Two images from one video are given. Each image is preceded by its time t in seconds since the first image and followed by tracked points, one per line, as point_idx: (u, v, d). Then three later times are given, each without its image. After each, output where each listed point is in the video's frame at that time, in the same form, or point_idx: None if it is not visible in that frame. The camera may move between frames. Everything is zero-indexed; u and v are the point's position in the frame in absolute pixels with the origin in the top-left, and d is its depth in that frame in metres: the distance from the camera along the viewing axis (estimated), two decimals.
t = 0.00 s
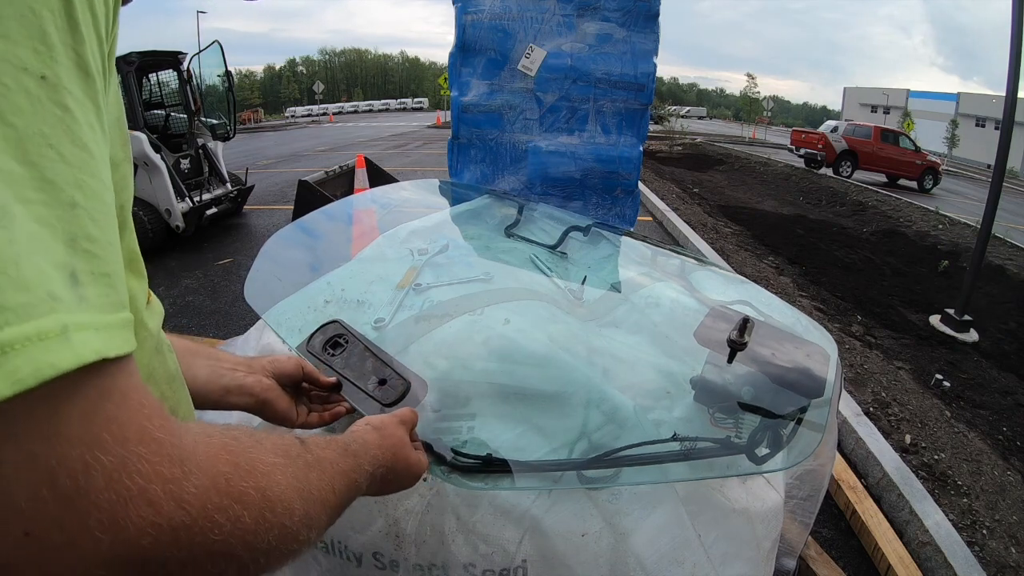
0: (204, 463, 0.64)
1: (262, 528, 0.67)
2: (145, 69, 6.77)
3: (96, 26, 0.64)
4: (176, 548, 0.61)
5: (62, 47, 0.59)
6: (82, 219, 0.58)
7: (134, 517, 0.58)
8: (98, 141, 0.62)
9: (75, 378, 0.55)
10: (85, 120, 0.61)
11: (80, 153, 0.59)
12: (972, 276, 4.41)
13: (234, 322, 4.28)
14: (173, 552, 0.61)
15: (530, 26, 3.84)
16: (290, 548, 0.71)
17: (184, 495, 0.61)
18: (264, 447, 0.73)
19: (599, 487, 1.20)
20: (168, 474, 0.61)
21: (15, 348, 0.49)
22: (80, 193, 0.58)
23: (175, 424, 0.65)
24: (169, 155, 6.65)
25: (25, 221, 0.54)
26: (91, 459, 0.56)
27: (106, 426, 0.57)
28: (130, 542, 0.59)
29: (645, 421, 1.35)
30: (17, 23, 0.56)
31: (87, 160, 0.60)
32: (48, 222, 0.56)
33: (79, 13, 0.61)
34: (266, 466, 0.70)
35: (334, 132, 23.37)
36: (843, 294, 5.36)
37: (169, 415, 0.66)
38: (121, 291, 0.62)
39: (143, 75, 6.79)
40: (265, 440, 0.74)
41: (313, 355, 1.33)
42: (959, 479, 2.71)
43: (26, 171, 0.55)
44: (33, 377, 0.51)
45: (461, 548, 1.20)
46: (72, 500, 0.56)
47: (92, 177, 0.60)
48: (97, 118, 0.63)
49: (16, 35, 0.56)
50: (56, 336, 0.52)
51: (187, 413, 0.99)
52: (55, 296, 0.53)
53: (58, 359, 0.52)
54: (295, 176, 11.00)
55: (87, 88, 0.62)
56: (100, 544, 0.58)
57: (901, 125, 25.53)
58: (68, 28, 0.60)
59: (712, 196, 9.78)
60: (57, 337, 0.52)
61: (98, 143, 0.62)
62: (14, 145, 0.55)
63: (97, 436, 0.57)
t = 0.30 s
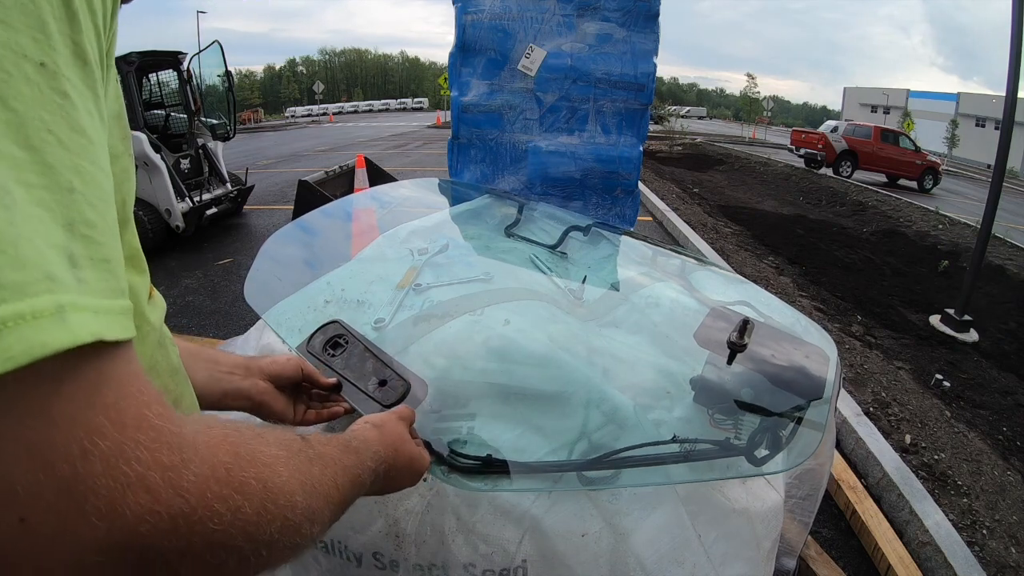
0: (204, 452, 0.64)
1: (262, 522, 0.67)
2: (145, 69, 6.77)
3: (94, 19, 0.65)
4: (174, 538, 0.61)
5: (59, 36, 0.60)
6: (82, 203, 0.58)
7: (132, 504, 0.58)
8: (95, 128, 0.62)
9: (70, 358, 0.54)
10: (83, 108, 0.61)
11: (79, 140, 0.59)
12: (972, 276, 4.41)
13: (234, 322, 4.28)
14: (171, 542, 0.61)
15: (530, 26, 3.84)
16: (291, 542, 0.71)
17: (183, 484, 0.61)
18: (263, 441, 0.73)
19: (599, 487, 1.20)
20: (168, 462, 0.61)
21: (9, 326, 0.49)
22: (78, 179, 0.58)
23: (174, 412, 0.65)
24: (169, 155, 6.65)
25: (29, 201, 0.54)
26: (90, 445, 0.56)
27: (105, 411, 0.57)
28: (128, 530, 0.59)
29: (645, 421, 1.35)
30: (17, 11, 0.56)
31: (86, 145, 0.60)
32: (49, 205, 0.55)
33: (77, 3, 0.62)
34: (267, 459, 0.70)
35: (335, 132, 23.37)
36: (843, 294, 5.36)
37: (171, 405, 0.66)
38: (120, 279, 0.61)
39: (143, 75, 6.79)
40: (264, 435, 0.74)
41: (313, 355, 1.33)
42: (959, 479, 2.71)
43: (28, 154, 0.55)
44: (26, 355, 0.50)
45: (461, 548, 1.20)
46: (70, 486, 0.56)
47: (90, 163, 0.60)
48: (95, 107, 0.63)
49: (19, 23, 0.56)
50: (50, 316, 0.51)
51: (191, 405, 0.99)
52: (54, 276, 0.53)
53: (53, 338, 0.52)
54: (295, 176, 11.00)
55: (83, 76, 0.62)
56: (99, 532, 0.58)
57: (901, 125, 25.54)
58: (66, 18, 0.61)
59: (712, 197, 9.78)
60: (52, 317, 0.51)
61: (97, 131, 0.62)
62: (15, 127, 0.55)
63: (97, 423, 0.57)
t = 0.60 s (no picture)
0: (180, 421, 0.63)
1: (252, 484, 0.67)
2: (146, 69, 6.77)
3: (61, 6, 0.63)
4: (165, 507, 0.60)
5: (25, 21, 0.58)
6: (50, 187, 0.57)
7: (106, 480, 0.57)
8: (63, 114, 0.61)
9: (19, 343, 0.53)
10: (50, 91, 0.60)
11: (45, 123, 0.58)
12: (972, 276, 4.41)
13: (235, 322, 4.29)
14: (155, 515, 0.60)
15: (530, 26, 3.84)
16: (285, 509, 0.70)
17: (159, 454, 0.60)
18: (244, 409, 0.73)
19: (599, 487, 1.21)
20: (141, 434, 0.60)
21: None
22: (46, 164, 0.57)
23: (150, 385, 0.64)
24: (169, 155, 6.65)
25: None
26: (60, 419, 0.55)
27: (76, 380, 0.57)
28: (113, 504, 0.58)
29: (646, 421, 1.35)
30: None
31: (53, 129, 0.58)
32: (13, 188, 0.54)
33: None
34: (246, 424, 0.70)
35: (334, 132, 23.36)
36: (843, 294, 5.36)
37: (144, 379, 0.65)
38: (94, 262, 0.60)
39: (143, 75, 6.79)
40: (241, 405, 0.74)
41: (313, 355, 1.34)
42: (960, 479, 2.71)
43: None
44: None
45: (461, 548, 1.20)
46: (43, 459, 0.54)
47: (58, 146, 0.59)
48: (64, 92, 0.62)
49: None
50: None
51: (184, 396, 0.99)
52: (10, 259, 0.51)
53: None
54: (295, 176, 11.00)
55: (49, 61, 0.60)
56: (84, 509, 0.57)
57: (901, 125, 25.54)
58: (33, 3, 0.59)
59: (712, 197, 9.78)
60: None
61: (65, 115, 0.61)
62: None
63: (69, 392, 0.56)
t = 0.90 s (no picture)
0: (230, 340, 0.76)
1: (289, 402, 0.79)
2: (146, 69, 6.77)
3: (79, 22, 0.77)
4: (226, 411, 0.72)
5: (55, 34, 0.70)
6: (103, 168, 0.70)
7: (186, 373, 0.68)
8: (95, 110, 0.74)
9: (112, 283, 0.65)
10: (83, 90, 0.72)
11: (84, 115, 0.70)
12: (972, 276, 4.41)
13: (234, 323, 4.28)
14: (220, 411, 0.71)
15: (530, 25, 3.84)
16: (306, 431, 0.81)
17: (222, 359, 0.72)
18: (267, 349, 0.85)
19: (599, 487, 1.20)
20: (208, 341, 0.72)
21: (42, 271, 0.60)
22: (93, 146, 0.70)
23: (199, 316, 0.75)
24: (169, 155, 6.65)
25: (69, 166, 0.65)
26: (149, 322, 0.66)
27: (146, 301, 0.68)
28: (186, 404, 0.68)
29: (646, 421, 1.35)
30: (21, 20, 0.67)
31: (93, 123, 0.72)
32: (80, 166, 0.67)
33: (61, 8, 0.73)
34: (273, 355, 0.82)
35: (335, 132, 23.34)
36: (843, 294, 5.36)
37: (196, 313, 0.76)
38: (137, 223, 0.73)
39: (143, 75, 6.80)
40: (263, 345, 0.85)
41: (312, 354, 1.30)
42: (960, 479, 2.71)
43: (67, 129, 0.67)
44: (60, 291, 0.61)
45: (461, 548, 1.20)
46: (137, 354, 0.65)
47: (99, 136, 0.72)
48: (91, 89, 0.74)
49: (42, 28, 0.69)
50: (76, 262, 0.62)
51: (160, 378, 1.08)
52: (85, 226, 0.64)
53: (76, 276, 0.62)
54: (295, 176, 10.99)
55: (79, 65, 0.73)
56: (161, 409, 0.67)
57: (901, 125, 25.53)
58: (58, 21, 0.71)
59: (712, 197, 9.78)
60: (76, 262, 0.62)
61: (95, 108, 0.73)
62: (56, 110, 0.67)
63: (146, 309, 0.67)
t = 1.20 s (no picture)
0: (229, 322, 0.76)
1: (287, 385, 0.79)
2: (146, 69, 6.77)
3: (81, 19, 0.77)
4: (225, 387, 0.72)
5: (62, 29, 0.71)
6: (105, 156, 0.70)
7: (186, 347, 0.68)
8: (97, 103, 0.74)
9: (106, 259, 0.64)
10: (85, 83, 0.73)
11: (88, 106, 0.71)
12: (972, 276, 4.41)
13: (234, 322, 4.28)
14: (216, 388, 0.71)
15: (530, 25, 3.83)
16: (303, 418, 0.81)
17: (219, 337, 0.72)
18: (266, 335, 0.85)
19: (599, 487, 1.21)
20: (206, 318, 0.72)
21: (49, 243, 0.61)
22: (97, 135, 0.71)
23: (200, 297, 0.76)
24: (169, 155, 6.65)
25: (75, 152, 0.66)
26: (150, 295, 0.67)
27: (147, 277, 0.68)
28: (185, 377, 0.68)
29: (645, 421, 1.35)
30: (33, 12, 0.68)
31: (95, 115, 0.72)
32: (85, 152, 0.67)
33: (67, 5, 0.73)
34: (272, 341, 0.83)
35: (334, 131, 23.37)
36: (843, 294, 5.36)
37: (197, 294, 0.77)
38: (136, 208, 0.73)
39: (143, 75, 6.80)
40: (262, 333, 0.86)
41: (312, 354, 1.30)
42: (959, 479, 2.71)
43: (73, 119, 0.67)
44: (66, 264, 0.62)
45: (461, 548, 1.20)
46: (139, 326, 0.65)
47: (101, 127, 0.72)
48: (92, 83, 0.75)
49: (47, 24, 0.69)
50: (81, 237, 0.63)
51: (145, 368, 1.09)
52: (90, 207, 0.65)
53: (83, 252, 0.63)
54: (295, 176, 11.00)
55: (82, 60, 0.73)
56: (161, 380, 0.67)
57: (901, 125, 25.54)
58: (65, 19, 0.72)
59: (712, 197, 9.78)
60: (81, 238, 0.63)
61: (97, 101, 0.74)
62: (61, 100, 0.67)
63: (146, 283, 0.67)
